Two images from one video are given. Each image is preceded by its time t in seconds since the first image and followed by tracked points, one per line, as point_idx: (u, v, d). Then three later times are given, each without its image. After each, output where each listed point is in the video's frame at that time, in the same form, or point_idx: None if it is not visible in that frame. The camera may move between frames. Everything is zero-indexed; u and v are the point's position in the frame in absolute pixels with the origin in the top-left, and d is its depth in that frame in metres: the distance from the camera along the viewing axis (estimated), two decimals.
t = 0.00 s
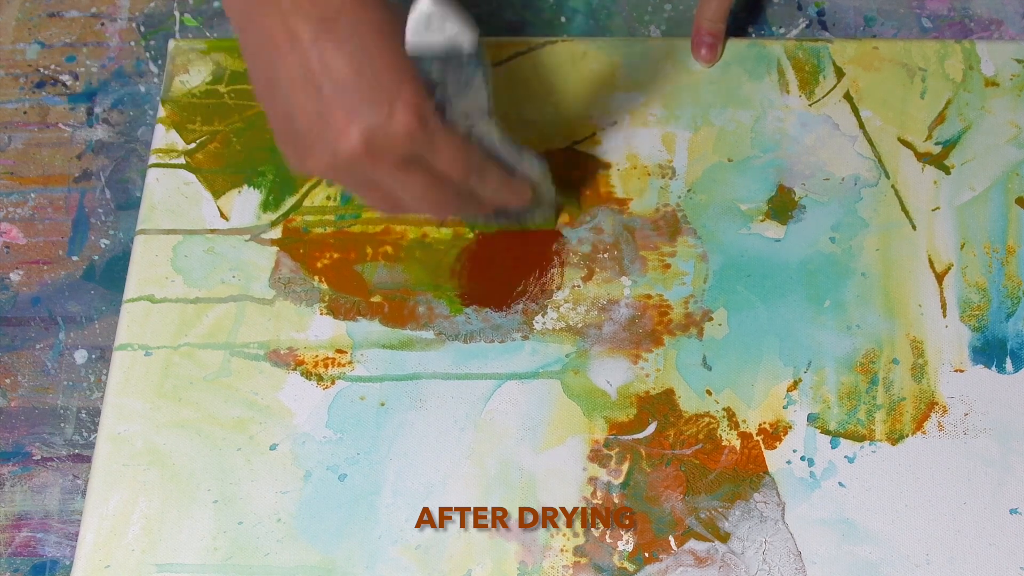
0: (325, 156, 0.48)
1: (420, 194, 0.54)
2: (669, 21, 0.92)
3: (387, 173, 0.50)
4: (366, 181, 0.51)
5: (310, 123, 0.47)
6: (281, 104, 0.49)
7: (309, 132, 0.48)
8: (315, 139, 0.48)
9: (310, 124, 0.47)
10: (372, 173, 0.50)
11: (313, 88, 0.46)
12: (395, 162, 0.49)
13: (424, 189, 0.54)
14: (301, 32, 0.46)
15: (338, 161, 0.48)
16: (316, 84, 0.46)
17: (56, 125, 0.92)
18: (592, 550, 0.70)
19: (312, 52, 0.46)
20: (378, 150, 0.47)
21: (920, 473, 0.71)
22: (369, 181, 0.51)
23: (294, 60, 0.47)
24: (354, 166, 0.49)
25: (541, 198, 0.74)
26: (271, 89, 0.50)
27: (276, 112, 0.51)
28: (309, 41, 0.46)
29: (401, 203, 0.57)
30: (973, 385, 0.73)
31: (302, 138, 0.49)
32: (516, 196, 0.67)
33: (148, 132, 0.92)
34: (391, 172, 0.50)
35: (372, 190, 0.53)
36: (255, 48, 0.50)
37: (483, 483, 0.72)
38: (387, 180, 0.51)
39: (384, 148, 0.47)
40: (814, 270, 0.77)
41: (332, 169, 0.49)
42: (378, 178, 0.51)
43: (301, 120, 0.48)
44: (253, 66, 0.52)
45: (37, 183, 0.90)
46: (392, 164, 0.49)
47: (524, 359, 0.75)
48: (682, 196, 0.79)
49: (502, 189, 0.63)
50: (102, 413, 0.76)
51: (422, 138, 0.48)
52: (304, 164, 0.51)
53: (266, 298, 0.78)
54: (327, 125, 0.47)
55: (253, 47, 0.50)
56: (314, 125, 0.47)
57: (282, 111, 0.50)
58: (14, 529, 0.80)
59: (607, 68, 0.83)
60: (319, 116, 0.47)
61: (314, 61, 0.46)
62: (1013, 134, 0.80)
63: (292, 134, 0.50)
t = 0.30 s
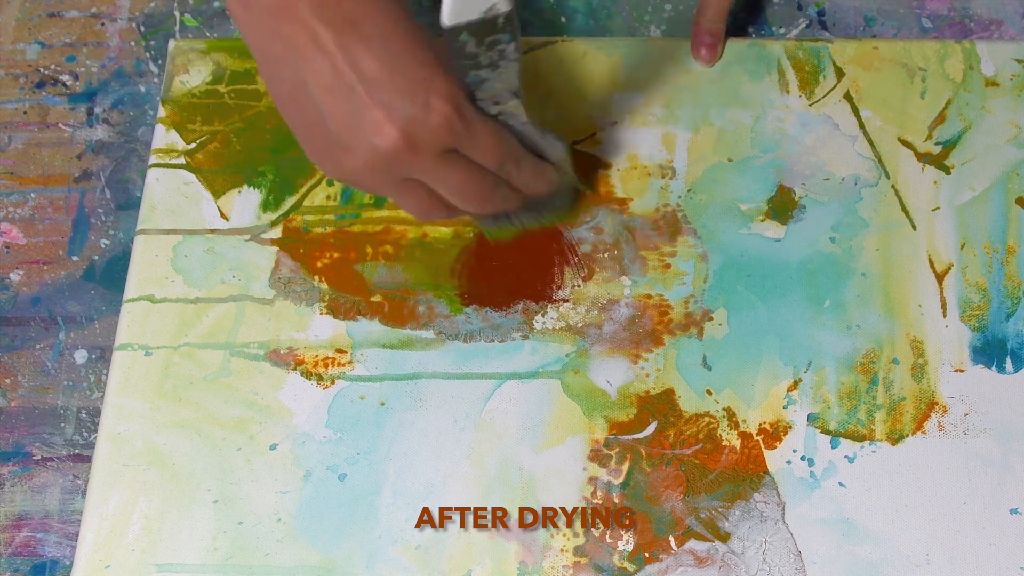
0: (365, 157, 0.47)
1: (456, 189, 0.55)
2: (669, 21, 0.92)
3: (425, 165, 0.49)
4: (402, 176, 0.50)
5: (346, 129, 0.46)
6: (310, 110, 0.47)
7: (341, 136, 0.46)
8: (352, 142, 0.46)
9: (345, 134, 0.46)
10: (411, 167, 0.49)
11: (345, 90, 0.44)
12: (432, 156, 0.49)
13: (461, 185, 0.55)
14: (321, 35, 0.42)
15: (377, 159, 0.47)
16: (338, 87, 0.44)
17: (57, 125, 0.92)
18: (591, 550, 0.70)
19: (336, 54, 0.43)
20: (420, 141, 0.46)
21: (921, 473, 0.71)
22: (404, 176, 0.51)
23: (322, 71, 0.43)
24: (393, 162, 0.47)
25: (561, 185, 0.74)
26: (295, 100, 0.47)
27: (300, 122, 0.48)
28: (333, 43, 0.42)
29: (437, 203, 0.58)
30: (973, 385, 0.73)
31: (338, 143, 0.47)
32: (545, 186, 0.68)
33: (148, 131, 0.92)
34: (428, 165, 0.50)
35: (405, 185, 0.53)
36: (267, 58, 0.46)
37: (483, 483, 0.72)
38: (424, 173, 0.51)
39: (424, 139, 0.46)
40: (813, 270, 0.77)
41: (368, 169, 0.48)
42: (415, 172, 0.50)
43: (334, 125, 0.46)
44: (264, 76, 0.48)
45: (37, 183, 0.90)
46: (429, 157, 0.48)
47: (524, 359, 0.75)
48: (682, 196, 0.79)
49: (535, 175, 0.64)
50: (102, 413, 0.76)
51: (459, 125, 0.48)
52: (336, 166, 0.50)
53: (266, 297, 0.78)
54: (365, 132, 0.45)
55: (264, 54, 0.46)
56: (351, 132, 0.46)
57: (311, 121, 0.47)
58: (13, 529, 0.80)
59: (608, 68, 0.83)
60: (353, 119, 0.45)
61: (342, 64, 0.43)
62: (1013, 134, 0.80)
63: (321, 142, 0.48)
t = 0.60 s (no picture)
0: (402, 179, 0.52)
1: (493, 212, 0.58)
2: (669, 21, 0.92)
3: (463, 182, 0.53)
4: (441, 200, 0.55)
5: (383, 144, 0.50)
6: (349, 134, 0.52)
7: (375, 166, 0.52)
8: (387, 174, 0.52)
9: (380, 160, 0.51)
10: (449, 187, 0.53)
11: (382, 111, 0.48)
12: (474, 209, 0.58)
13: (499, 202, 0.57)
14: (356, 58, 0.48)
15: (415, 179, 0.52)
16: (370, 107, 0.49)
17: (57, 125, 0.92)
18: (591, 550, 0.70)
19: (370, 78, 0.48)
20: (455, 157, 0.50)
21: (921, 473, 0.71)
22: (443, 199, 0.55)
23: (359, 97, 0.48)
24: (431, 183, 0.52)
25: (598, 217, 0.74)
26: (331, 126, 0.52)
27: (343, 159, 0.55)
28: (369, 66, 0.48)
29: (477, 226, 0.60)
30: (973, 385, 0.73)
31: (374, 170, 0.53)
32: (582, 212, 0.69)
33: (148, 132, 0.92)
34: (467, 185, 0.54)
35: (447, 214, 0.58)
36: (301, 80, 0.51)
37: (483, 483, 0.72)
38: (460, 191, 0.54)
39: (461, 156, 0.51)
40: (814, 270, 0.77)
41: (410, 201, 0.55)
42: (453, 193, 0.55)
43: (374, 148, 0.51)
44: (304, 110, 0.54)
45: (37, 183, 0.90)
46: (466, 173, 0.52)
47: (524, 359, 0.75)
48: (682, 196, 0.79)
49: (573, 202, 0.66)
50: (102, 413, 0.76)
51: (490, 145, 0.52)
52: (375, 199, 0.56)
53: (266, 297, 0.78)
54: (400, 152, 0.50)
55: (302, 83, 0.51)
56: (384, 162, 0.51)
57: (350, 144, 0.52)
58: (14, 529, 0.80)
59: (608, 68, 0.83)
60: (380, 138, 0.50)
61: (374, 87, 0.48)
62: (1013, 134, 0.80)
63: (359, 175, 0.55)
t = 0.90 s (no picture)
0: (398, 189, 0.51)
1: (491, 229, 0.59)
2: (669, 21, 0.92)
3: (460, 200, 0.53)
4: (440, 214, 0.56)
5: (380, 159, 0.49)
6: (346, 142, 0.51)
7: (379, 169, 0.50)
8: (387, 177, 0.50)
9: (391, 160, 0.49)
10: (445, 202, 0.53)
11: (379, 126, 0.48)
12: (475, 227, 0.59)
13: (494, 217, 0.57)
14: (356, 73, 0.47)
15: (412, 192, 0.50)
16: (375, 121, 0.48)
17: (57, 125, 0.92)
18: (592, 550, 0.70)
19: (367, 91, 0.47)
20: (451, 174, 0.50)
21: (921, 473, 0.71)
22: (437, 210, 0.55)
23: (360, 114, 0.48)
24: (429, 195, 0.51)
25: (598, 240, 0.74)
26: (337, 136, 0.52)
27: (345, 154, 0.52)
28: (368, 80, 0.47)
29: (469, 237, 0.61)
30: (973, 385, 0.73)
31: (375, 172, 0.51)
32: (582, 234, 0.69)
33: (148, 132, 0.92)
34: (463, 199, 0.53)
35: (444, 226, 0.59)
36: (302, 95, 0.52)
37: (483, 483, 0.72)
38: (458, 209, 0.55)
39: (457, 172, 0.50)
40: (813, 270, 0.77)
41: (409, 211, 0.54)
42: (448, 206, 0.54)
43: (371, 159, 0.50)
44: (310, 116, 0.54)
45: (37, 183, 0.90)
46: (462, 189, 0.52)
47: (524, 359, 0.75)
48: (682, 196, 0.79)
49: (569, 217, 0.65)
50: (102, 413, 0.76)
51: (489, 162, 0.51)
52: (374, 203, 0.54)
53: (266, 297, 0.78)
54: (397, 167, 0.49)
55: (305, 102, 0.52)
56: (395, 162, 0.49)
57: (349, 153, 0.52)
58: (13, 529, 0.80)
59: (608, 68, 0.83)
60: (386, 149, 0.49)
61: (371, 103, 0.48)
62: (1013, 134, 0.80)
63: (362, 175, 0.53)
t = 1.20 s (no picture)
0: (384, 167, 0.46)
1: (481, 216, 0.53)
2: (669, 21, 0.92)
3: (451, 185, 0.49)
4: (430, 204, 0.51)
5: (367, 136, 0.45)
6: (328, 116, 0.46)
7: (365, 144, 0.46)
8: (372, 154, 0.46)
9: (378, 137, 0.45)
10: (433, 186, 0.48)
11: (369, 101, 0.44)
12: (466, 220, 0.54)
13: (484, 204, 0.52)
14: (353, 50, 0.44)
15: (395, 171, 0.46)
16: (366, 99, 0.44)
17: (57, 125, 0.92)
18: (592, 550, 0.70)
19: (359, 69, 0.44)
20: (442, 155, 0.46)
21: (921, 473, 0.71)
22: (421, 195, 0.50)
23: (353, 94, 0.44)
24: (419, 176, 0.47)
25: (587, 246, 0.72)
26: (322, 114, 0.46)
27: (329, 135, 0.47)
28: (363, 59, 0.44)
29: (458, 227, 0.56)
30: (973, 385, 0.73)
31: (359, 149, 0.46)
32: (571, 241, 0.67)
33: (148, 132, 0.92)
34: (450, 184, 0.49)
35: (431, 217, 0.53)
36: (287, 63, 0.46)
37: (483, 483, 0.72)
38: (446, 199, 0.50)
39: (446, 151, 0.46)
40: (813, 270, 0.77)
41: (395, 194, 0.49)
42: (432, 193, 0.49)
43: (358, 133, 0.45)
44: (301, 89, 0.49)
45: (38, 183, 0.90)
46: (452, 172, 0.48)
47: (524, 359, 0.75)
48: (682, 196, 0.79)
49: (558, 216, 0.62)
50: (102, 413, 0.76)
51: (479, 144, 0.48)
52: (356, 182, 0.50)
53: (266, 297, 0.78)
54: (388, 143, 0.45)
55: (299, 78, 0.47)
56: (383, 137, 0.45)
57: (332, 128, 0.46)
58: (13, 529, 0.80)
59: (608, 68, 0.83)
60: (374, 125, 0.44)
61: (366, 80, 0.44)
62: (1013, 134, 0.80)
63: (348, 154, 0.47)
